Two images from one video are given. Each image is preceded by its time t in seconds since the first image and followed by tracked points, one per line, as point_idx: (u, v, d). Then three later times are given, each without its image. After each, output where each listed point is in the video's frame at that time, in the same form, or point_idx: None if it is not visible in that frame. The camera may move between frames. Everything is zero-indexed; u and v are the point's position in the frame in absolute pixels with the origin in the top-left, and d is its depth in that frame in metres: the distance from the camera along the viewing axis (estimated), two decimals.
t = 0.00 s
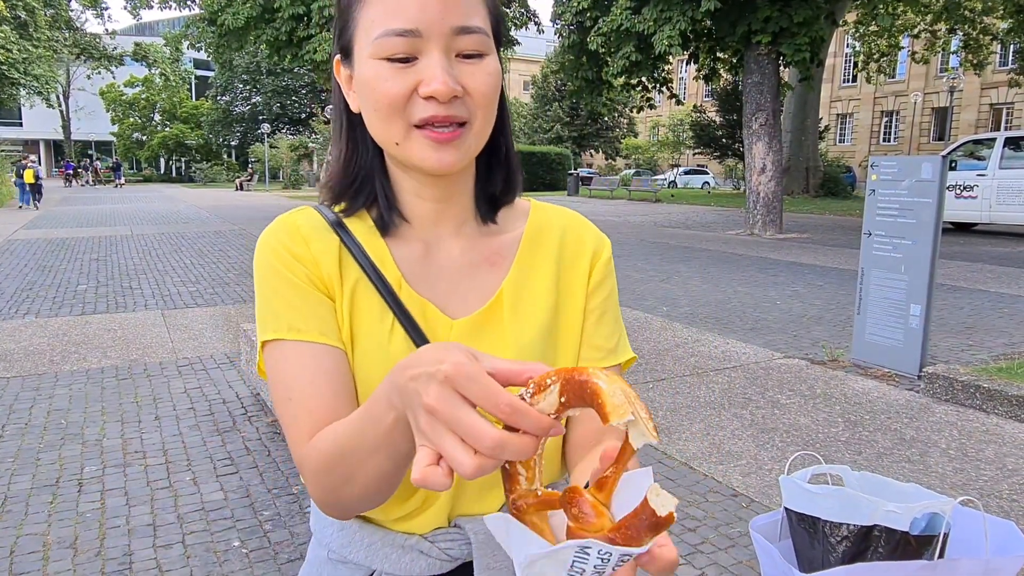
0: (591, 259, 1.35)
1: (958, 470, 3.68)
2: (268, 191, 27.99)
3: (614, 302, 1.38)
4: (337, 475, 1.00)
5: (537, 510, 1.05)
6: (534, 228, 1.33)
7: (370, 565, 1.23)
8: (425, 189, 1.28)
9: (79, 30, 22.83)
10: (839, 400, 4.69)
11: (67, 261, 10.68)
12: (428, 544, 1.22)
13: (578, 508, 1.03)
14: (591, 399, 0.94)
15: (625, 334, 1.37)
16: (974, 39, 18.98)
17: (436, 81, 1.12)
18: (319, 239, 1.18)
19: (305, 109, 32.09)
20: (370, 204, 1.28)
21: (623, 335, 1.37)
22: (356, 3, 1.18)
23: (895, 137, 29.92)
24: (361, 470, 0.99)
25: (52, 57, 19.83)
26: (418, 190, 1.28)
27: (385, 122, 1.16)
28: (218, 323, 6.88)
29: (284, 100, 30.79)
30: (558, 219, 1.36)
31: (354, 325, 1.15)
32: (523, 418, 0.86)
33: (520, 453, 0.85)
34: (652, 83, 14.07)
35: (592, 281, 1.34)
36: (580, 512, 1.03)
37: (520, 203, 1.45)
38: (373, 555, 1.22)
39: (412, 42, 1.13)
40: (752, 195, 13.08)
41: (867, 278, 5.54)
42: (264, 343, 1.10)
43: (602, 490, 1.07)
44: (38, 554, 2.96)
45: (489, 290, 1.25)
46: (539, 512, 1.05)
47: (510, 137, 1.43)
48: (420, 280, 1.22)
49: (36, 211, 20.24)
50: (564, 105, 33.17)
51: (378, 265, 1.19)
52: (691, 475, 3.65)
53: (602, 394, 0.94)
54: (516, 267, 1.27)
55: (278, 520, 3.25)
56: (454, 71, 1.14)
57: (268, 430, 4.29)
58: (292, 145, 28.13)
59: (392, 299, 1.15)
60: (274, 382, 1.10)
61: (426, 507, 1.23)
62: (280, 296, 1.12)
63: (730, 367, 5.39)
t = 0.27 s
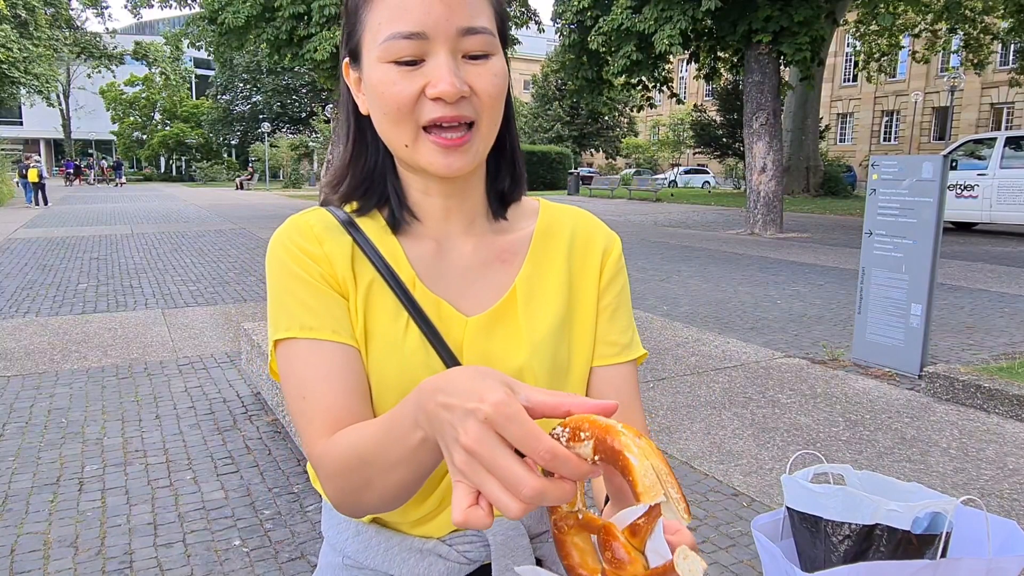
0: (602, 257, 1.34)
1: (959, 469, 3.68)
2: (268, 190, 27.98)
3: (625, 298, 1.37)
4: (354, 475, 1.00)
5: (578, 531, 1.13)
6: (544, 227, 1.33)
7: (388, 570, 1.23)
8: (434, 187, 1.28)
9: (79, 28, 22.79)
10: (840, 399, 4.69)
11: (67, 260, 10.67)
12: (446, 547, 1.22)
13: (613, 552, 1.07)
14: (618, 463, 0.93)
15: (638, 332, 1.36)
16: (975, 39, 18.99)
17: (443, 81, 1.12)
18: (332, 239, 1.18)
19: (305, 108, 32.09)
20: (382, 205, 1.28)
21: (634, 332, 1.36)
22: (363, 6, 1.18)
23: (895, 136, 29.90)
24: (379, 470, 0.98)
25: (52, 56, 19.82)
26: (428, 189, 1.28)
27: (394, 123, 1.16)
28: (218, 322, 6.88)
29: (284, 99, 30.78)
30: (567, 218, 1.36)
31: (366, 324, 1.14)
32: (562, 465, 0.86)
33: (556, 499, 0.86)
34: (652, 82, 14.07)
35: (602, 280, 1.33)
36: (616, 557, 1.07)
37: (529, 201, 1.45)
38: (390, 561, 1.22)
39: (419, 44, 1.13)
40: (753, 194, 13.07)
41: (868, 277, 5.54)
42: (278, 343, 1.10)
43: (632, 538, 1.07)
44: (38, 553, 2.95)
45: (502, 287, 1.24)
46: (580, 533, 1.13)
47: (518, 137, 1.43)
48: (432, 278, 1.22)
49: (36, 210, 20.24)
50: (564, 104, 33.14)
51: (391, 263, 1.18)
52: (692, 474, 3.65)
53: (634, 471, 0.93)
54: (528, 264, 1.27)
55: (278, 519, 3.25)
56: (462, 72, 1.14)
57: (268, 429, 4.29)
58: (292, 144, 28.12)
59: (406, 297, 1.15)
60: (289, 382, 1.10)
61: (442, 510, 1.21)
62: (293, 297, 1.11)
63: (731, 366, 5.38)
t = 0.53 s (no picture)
0: (607, 254, 1.34)
1: (960, 468, 3.67)
2: (268, 189, 27.95)
3: (629, 295, 1.36)
4: (358, 470, 0.99)
5: (586, 535, 1.11)
6: (550, 223, 1.32)
7: (389, 564, 1.22)
8: (440, 181, 1.27)
9: (79, 26, 22.74)
10: (840, 397, 4.69)
11: (68, 258, 10.67)
12: (448, 541, 1.21)
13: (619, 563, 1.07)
14: (643, 483, 0.97)
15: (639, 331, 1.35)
16: (976, 38, 18.98)
17: (451, 74, 1.11)
18: (337, 231, 1.17)
19: (305, 107, 32.08)
20: (386, 198, 1.27)
21: (637, 329, 1.35)
22: None
23: (896, 135, 29.88)
24: (385, 466, 0.97)
25: (53, 54, 19.82)
26: (434, 183, 1.27)
27: (401, 116, 1.15)
28: (218, 320, 6.87)
29: (284, 97, 30.75)
30: (573, 214, 1.35)
31: (371, 317, 1.13)
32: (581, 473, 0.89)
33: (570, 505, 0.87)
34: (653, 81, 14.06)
35: (607, 277, 1.32)
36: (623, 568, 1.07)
37: (533, 197, 1.44)
38: (392, 554, 1.22)
39: (427, 35, 1.12)
40: (754, 193, 13.06)
41: (869, 276, 5.53)
42: (281, 336, 1.09)
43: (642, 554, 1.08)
44: (38, 550, 2.95)
45: (507, 282, 1.24)
46: (589, 539, 1.12)
47: (522, 133, 1.43)
48: (437, 272, 1.21)
49: (37, 208, 20.21)
50: (565, 103, 33.09)
51: (397, 257, 1.17)
52: (693, 473, 3.65)
53: (658, 493, 0.97)
54: (534, 260, 1.26)
55: (279, 517, 3.24)
56: (469, 65, 1.14)
57: (268, 427, 4.28)
58: (293, 142, 28.11)
59: (410, 291, 1.14)
60: (292, 376, 1.09)
61: (444, 504, 1.21)
62: (297, 290, 1.11)
63: (732, 365, 5.38)
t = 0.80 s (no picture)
0: (615, 249, 1.32)
1: (962, 466, 3.66)
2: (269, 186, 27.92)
3: (635, 291, 1.34)
4: (358, 464, 0.98)
5: (584, 540, 1.10)
6: (557, 218, 1.31)
7: (388, 556, 1.21)
8: (447, 175, 1.26)
9: (79, 24, 22.70)
10: (841, 395, 4.68)
11: (68, 255, 10.65)
12: (448, 534, 1.20)
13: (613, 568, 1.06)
14: (639, 482, 0.96)
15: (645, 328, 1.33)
16: (977, 36, 18.95)
17: (457, 68, 1.10)
18: (341, 223, 1.16)
19: (306, 104, 32.04)
20: (392, 189, 1.27)
21: (642, 327, 1.33)
22: None
23: (897, 133, 29.84)
24: (385, 461, 0.96)
25: (53, 51, 19.78)
26: (441, 176, 1.26)
27: (406, 109, 1.14)
28: (218, 317, 6.85)
29: (285, 95, 30.72)
30: (581, 210, 1.34)
31: (374, 309, 1.12)
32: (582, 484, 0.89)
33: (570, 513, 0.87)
34: (653, 78, 14.02)
35: (614, 274, 1.30)
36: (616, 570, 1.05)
37: (541, 190, 1.43)
38: (391, 547, 1.21)
39: (433, 28, 1.11)
40: (754, 190, 13.03)
41: (871, 273, 5.51)
42: (283, 327, 1.09)
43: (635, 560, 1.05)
44: (38, 548, 2.94)
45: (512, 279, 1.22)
46: (587, 544, 1.11)
47: (532, 125, 1.41)
48: (443, 266, 1.20)
49: (37, 206, 20.19)
50: (565, 100, 33.05)
51: (401, 250, 1.16)
52: (694, 470, 3.64)
53: (652, 495, 0.96)
54: (540, 256, 1.25)
55: (279, 514, 3.23)
56: (476, 59, 1.12)
57: (269, 424, 4.27)
58: (293, 140, 28.07)
59: (412, 285, 1.13)
60: (293, 367, 1.08)
61: (445, 497, 1.20)
62: (300, 281, 1.10)
63: (733, 362, 5.37)
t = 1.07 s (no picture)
0: (624, 247, 1.31)
1: (964, 464, 3.65)
2: (269, 184, 27.90)
3: (643, 290, 1.33)
4: (361, 457, 0.97)
5: (587, 552, 1.07)
6: (566, 215, 1.30)
7: (387, 551, 1.20)
8: (455, 170, 1.25)
9: (79, 21, 22.64)
10: (843, 393, 4.66)
11: (67, 253, 10.63)
12: (449, 529, 1.19)
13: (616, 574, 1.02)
14: (642, 492, 0.97)
15: (652, 329, 1.32)
16: (979, 34, 18.91)
17: (466, 61, 1.09)
18: (347, 213, 1.15)
19: (306, 102, 32.00)
20: (400, 180, 1.25)
21: (649, 327, 1.32)
22: None
23: (898, 131, 29.81)
24: (388, 456, 0.95)
25: (54, 49, 19.75)
26: (448, 170, 1.25)
27: (414, 100, 1.13)
28: (219, 315, 6.84)
29: (285, 93, 30.68)
30: (590, 207, 1.33)
31: (379, 301, 1.11)
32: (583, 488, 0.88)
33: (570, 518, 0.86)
34: (654, 76, 13.98)
35: (622, 272, 1.29)
36: None
37: (551, 187, 1.41)
38: (390, 541, 1.19)
39: (444, 21, 1.10)
40: (755, 188, 13.01)
41: (873, 270, 5.50)
42: (287, 317, 1.08)
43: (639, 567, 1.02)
44: (38, 545, 2.93)
45: (519, 274, 1.21)
46: (591, 556, 1.07)
47: (545, 121, 1.40)
48: (449, 260, 1.18)
49: (37, 203, 20.17)
50: (566, 98, 33.01)
51: (407, 242, 1.15)
52: (696, 468, 3.62)
53: (656, 504, 0.96)
54: (546, 253, 1.24)
55: (280, 512, 3.22)
56: (486, 53, 1.11)
57: (269, 421, 4.27)
58: (293, 138, 28.03)
59: (417, 279, 1.12)
60: (297, 358, 1.07)
61: (446, 492, 1.19)
62: (304, 270, 1.09)
63: (734, 360, 5.36)
